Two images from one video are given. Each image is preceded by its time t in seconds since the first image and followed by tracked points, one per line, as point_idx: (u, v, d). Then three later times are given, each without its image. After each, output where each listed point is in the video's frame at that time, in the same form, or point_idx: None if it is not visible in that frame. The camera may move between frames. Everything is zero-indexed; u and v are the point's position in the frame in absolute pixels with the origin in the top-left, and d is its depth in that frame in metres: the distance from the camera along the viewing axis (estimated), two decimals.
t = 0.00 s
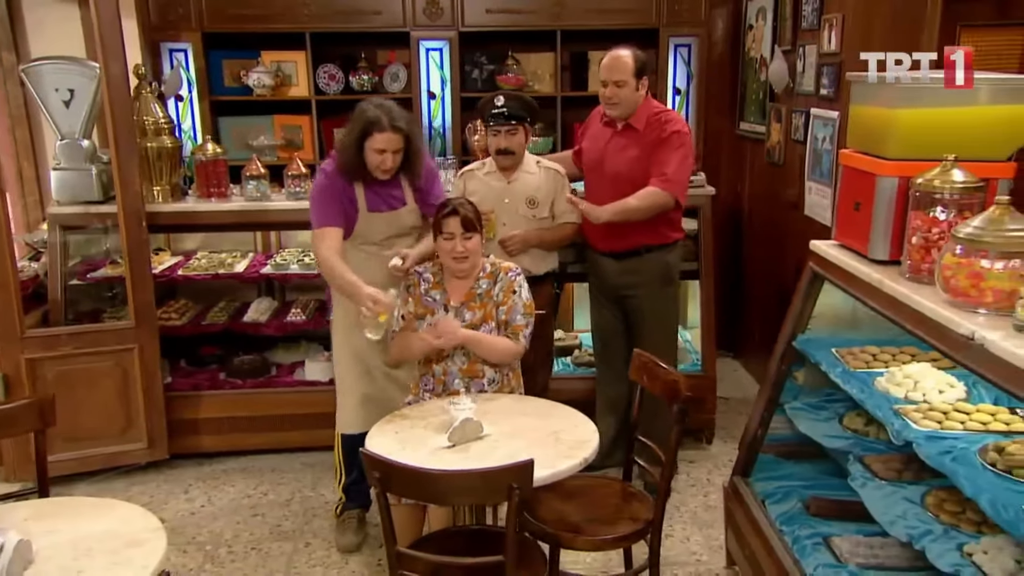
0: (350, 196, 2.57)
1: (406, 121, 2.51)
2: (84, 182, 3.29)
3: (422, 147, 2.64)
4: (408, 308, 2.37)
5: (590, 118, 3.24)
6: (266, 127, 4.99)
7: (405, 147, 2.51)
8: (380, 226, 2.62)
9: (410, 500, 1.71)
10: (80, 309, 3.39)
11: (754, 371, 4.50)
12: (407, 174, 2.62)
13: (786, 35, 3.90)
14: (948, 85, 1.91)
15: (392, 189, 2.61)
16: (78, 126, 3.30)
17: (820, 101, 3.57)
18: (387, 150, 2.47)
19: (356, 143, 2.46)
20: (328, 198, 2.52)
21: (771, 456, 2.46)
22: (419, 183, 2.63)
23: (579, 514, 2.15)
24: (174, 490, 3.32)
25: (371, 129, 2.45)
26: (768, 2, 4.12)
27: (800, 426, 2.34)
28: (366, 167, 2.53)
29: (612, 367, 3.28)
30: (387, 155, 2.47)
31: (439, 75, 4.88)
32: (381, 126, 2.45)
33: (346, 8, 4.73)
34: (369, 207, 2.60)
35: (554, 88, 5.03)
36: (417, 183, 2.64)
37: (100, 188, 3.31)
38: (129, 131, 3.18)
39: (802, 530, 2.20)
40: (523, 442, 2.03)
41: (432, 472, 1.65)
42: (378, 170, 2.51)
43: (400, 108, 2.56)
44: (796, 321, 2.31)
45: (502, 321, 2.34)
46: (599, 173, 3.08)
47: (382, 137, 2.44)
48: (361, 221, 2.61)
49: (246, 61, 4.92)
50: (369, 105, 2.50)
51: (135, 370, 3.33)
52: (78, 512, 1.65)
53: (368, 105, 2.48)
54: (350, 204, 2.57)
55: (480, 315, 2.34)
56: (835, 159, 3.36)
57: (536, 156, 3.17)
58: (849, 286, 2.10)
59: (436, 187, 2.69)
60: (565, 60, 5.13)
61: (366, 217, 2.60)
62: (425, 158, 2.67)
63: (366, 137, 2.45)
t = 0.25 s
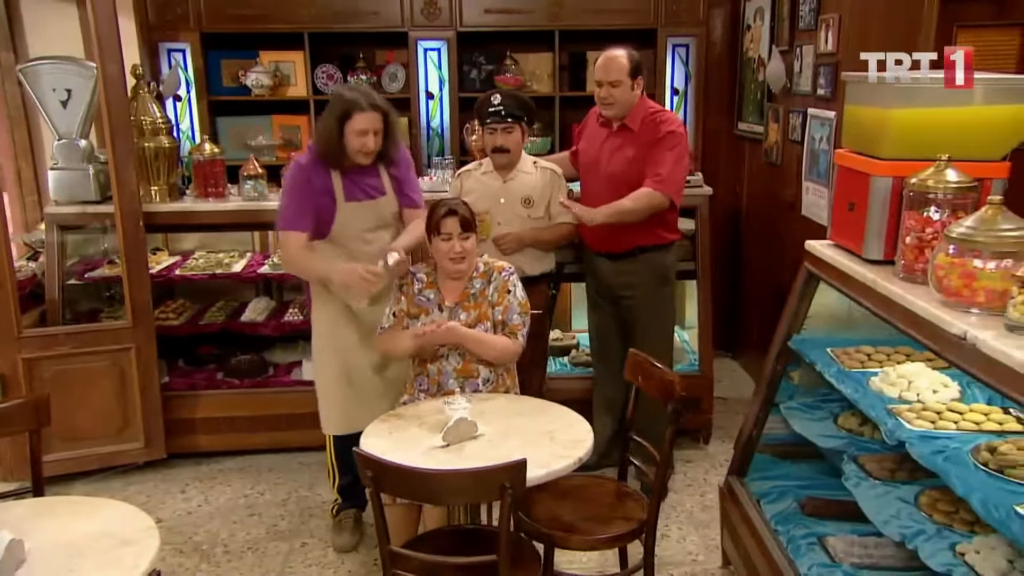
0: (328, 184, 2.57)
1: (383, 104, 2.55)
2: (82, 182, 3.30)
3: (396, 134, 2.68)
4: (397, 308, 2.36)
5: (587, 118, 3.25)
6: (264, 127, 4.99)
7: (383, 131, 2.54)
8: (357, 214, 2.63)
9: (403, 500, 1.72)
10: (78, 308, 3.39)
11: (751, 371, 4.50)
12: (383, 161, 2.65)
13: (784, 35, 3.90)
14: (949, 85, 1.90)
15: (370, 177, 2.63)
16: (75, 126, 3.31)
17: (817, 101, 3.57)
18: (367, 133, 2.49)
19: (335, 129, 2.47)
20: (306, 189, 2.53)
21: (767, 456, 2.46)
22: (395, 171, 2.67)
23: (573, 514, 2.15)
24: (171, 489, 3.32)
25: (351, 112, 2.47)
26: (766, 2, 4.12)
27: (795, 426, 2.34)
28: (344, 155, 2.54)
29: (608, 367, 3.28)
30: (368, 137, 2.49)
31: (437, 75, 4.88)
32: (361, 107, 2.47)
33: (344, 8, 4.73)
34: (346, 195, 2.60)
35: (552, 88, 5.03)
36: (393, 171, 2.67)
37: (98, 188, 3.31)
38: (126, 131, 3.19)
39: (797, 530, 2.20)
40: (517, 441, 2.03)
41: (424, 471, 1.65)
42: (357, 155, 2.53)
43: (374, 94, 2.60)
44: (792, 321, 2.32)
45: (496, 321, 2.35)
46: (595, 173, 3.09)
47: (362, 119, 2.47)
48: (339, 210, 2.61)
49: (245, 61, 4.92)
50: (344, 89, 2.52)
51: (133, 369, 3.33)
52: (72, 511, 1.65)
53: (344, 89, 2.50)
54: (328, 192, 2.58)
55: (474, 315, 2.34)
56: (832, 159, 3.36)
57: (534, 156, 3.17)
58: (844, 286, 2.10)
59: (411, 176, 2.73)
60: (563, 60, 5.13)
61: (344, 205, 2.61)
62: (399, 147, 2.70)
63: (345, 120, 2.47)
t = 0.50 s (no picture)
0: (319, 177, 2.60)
1: (369, 94, 2.57)
2: (81, 182, 3.30)
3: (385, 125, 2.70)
4: (396, 308, 2.38)
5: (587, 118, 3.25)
6: (265, 127, 4.99)
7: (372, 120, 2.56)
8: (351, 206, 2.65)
9: (398, 500, 1.72)
10: (78, 308, 3.40)
11: (751, 371, 4.50)
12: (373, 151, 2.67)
13: (783, 35, 3.90)
14: (949, 85, 1.90)
15: (361, 167, 2.65)
16: (75, 126, 3.32)
17: (816, 101, 3.57)
18: (356, 122, 2.51)
19: (323, 120, 2.50)
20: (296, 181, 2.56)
21: (765, 457, 2.46)
22: (385, 161, 2.70)
23: (571, 514, 2.15)
24: (171, 489, 3.32)
25: (338, 102, 2.49)
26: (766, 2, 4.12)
27: (792, 427, 2.34)
28: (333, 147, 2.57)
29: (607, 368, 3.28)
30: (356, 127, 2.51)
31: (437, 76, 4.88)
32: (348, 97, 2.50)
33: (344, 9, 4.74)
34: (339, 187, 2.62)
35: (552, 88, 5.03)
36: (383, 160, 2.70)
37: (98, 188, 3.31)
38: (126, 131, 3.19)
39: (794, 530, 2.21)
40: (513, 441, 2.03)
41: (418, 471, 1.66)
42: (347, 146, 2.55)
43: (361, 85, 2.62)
44: (789, 321, 2.32)
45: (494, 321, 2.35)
46: (593, 173, 3.09)
47: (350, 108, 2.49)
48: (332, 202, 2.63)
49: (245, 61, 4.92)
50: (330, 81, 2.55)
51: (132, 369, 3.34)
52: (69, 510, 1.66)
53: (331, 82, 2.53)
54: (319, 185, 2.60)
55: (472, 315, 2.34)
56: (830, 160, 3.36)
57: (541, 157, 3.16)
58: (840, 287, 2.10)
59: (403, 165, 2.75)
60: (563, 61, 5.14)
61: (337, 197, 2.62)
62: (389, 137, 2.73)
63: (333, 111, 2.50)
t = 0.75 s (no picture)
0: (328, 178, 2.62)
1: (376, 95, 2.57)
2: (86, 182, 3.33)
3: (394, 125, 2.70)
4: (404, 308, 2.38)
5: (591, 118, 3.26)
6: (270, 128, 5.01)
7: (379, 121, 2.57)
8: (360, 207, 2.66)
9: (398, 499, 1.73)
10: (83, 308, 3.42)
11: (755, 372, 4.50)
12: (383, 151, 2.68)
13: (787, 35, 3.90)
14: (948, 85, 1.91)
15: (371, 168, 2.66)
16: (81, 127, 3.33)
17: (820, 101, 3.57)
18: (363, 125, 2.52)
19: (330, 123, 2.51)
20: (305, 180, 2.58)
21: (767, 458, 2.46)
22: (395, 162, 2.70)
23: (571, 515, 2.15)
24: (174, 488, 3.34)
25: (344, 105, 2.50)
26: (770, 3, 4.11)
27: (794, 428, 2.33)
28: (342, 148, 2.58)
29: (609, 369, 3.28)
30: (363, 129, 2.51)
31: (441, 76, 4.89)
32: (354, 100, 2.50)
33: (348, 10, 4.75)
34: (348, 187, 2.64)
35: (557, 89, 5.04)
36: (393, 161, 2.70)
37: (103, 188, 3.36)
38: (130, 132, 3.21)
39: (795, 531, 2.21)
40: (514, 441, 2.04)
41: (418, 471, 1.66)
42: (355, 148, 2.56)
43: (369, 86, 2.63)
44: (791, 321, 2.31)
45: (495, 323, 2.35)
46: (596, 171, 3.09)
47: (356, 111, 2.49)
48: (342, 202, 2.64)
49: (250, 61, 4.93)
50: (337, 84, 2.56)
51: (136, 368, 3.35)
52: (71, 508, 1.67)
53: (337, 84, 2.54)
54: (329, 185, 2.62)
55: (473, 317, 2.35)
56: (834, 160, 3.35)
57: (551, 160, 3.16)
58: (842, 287, 2.09)
59: (414, 164, 2.76)
60: (567, 61, 5.14)
61: (346, 197, 2.64)
62: (399, 137, 2.73)
63: (339, 114, 2.51)
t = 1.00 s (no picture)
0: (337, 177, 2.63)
1: (383, 95, 2.57)
2: (92, 182, 3.33)
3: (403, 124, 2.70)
4: (407, 309, 2.37)
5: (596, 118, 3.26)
6: (276, 128, 5.02)
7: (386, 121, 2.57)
8: (367, 204, 2.67)
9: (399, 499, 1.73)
10: (90, 307, 3.44)
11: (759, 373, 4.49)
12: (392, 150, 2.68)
13: (792, 36, 3.89)
14: (948, 85, 1.90)
15: (379, 167, 2.67)
16: (86, 127, 3.34)
17: (824, 102, 3.56)
18: (369, 125, 2.52)
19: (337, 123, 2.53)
20: (313, 178, 2.61)
21: (771, 459, 2.45)
22: (404, 161, 2.71)
23: (573, 515, 2.15)
24: (179, 488, 3.35)
25: (350, 106, 2.51)
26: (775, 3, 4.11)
27: (797, 429, 2.33)
28: (349, 147, 2.59)
29: (612, 369, 3.29)
30: (369, 130, 2.52)
31: (446, 77, 4.89)
32: (359, 101, 2.50)
33: (353, 10, 4.75)
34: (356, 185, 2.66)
35: (561, 90, 5.04)
36: (402, 160, 2.71)
37: (108, 188, 3.35)
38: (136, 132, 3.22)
39: (798, 532, 2.20)
40: (518, 442, 2.04)
41: (420, 471, 1.66)
42: (362, 148, 2.57)
43: (377, 85, 2.62)
44: (795, 323, 2.31)
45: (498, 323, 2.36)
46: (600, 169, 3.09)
47: (362, 112, 2.50)
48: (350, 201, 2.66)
49: (256, 62, 4.94)
50: (344, 84, 2.56)
51: (141, 368, 3.36)
52: (75, 507, 1.67)
53: (344, 85, 2.54)
54: (338, 184, 2.64)
55: (477, 318, 2.36)
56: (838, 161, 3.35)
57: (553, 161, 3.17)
58: (845, 288, 2.09)
59: (423, 163, 2.75)
60: (572, 62, 5.14)
61: (354, 195, 2.65)
62: (408, 136, 2.73)
63: (346, 114, 2.51)
